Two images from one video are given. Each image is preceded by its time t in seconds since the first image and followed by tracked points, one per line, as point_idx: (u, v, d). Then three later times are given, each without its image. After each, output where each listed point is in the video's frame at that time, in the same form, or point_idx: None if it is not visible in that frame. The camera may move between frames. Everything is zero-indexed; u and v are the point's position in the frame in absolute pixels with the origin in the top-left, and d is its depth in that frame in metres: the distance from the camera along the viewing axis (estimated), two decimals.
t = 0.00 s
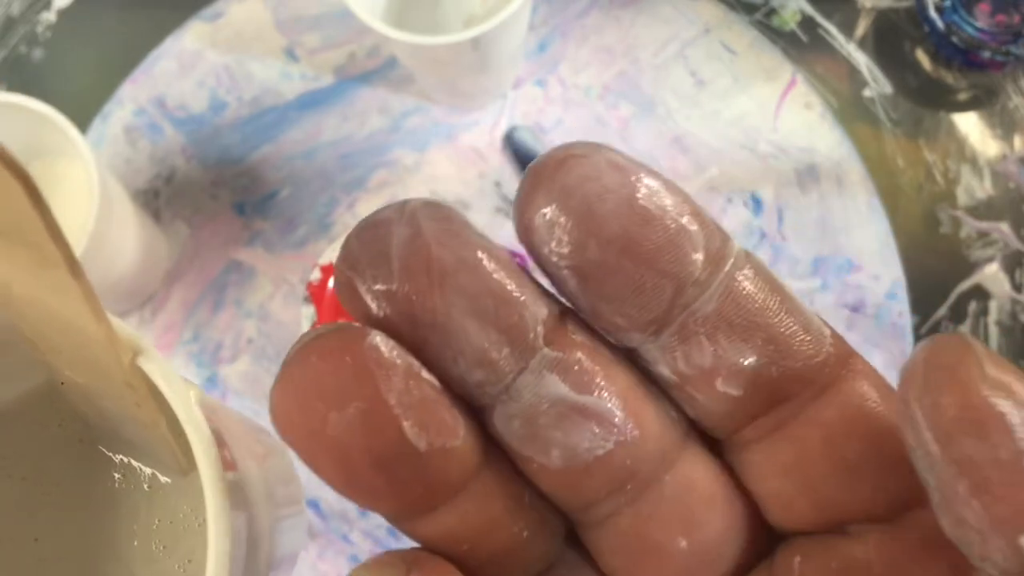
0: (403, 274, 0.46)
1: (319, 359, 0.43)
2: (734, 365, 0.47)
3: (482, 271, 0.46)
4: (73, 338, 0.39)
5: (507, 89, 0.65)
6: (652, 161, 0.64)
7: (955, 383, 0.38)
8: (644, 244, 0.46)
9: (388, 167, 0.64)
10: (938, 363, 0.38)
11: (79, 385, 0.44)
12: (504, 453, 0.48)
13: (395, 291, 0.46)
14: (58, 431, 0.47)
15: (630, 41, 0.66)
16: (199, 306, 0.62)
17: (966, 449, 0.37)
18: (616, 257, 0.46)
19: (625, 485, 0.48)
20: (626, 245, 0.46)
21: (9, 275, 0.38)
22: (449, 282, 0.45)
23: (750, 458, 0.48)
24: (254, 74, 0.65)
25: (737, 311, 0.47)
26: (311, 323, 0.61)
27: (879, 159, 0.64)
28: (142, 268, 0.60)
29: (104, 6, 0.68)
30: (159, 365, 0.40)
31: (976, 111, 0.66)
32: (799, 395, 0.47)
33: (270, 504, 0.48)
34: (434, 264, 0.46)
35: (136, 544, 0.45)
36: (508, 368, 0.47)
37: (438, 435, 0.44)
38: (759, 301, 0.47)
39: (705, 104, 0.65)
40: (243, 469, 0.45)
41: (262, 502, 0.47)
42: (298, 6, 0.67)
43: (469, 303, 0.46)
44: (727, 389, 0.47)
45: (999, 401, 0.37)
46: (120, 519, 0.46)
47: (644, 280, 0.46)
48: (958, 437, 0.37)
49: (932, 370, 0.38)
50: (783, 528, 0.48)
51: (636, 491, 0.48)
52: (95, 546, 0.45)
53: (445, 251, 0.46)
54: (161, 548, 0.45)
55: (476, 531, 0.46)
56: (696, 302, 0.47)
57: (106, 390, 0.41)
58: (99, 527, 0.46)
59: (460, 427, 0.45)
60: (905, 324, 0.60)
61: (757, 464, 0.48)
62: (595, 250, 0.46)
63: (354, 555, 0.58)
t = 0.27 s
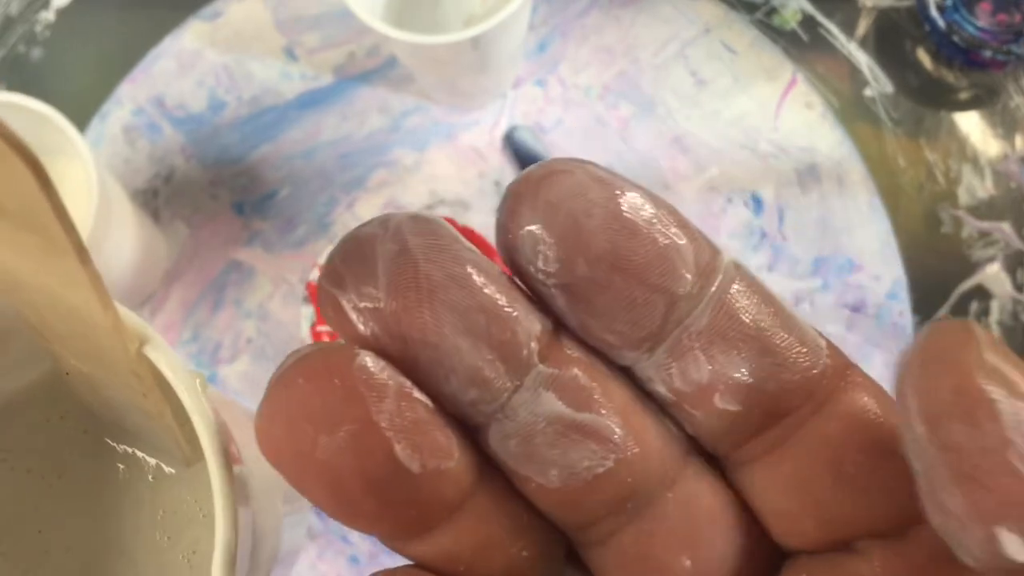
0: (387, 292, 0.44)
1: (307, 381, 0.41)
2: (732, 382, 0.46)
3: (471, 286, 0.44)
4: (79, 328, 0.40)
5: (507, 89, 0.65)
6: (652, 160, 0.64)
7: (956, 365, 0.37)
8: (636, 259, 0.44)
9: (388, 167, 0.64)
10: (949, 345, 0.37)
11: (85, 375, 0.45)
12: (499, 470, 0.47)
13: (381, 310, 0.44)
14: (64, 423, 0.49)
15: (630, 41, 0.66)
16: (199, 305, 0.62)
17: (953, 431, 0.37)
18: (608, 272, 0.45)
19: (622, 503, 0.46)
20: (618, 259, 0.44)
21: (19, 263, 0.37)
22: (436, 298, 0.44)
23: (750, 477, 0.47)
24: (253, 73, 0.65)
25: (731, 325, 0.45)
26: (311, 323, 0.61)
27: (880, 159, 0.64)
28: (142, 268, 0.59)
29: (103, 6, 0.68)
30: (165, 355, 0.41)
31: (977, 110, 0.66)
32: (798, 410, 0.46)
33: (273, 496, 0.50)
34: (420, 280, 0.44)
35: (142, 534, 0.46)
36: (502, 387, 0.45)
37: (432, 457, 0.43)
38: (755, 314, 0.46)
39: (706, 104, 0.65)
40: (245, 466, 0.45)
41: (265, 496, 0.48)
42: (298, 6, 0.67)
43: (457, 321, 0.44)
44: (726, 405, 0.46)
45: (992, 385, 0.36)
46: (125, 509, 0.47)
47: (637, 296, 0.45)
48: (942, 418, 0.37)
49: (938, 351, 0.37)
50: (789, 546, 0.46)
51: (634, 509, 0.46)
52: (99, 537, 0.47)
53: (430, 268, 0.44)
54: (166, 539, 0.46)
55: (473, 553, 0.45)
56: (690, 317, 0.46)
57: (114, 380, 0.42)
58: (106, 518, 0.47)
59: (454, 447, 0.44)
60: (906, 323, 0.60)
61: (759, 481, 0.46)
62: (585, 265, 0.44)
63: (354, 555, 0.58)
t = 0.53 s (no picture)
0: (418, 284, 0.44)
1: (342, 371, 0.42)
2: (759, 382, 0.44)
3: (502, 280, 0.44)
4: (92, 321, 0.39)
5: (507, 89, 0.65)
6: (651, 160, 0.64)
7: (901, 285, 0.36)
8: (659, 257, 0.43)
9: (388, 167, 0.64)
10: (901, 259, 0.36)
11: (96, 367, 0.44)
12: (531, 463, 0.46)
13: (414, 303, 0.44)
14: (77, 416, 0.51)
15: (630, 41, 0.66)
16: (199, 305, 0.62)
17: (883, 343, 0.36)
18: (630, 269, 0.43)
19: (649, 497, 0.46)
20: (641, 258, 0.43)
21: (28, 255, 0.37)
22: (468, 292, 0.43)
23: (774, 474, 0.45)
24: (253, 73, 0.65)
25: (758, 324, 0.44)
26: (311, 323, 0.60)
27: (880, 159, 0.64)
28: (142, 267, 0.59)
29: (103, 5, 0.68)
30: (181, 346, 0.41)
31: (977, 110, 0.66)
32: (820, 408, 0.44)
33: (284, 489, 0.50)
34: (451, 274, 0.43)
35: (153, 526, 0.49)
36: (531, 378, 0.44)
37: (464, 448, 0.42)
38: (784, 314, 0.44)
39: (706, 104, 0.65)
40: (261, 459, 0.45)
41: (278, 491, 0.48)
42: (298, 6, 0.67)
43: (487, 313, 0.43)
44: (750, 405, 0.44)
45: (929, 299, 0.35)
46: (138, 501, 0.49)
47: (663, 295, 0.44)
48: (877, 335, 0.36)
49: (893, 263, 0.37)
50: (811, 543, 0.44)
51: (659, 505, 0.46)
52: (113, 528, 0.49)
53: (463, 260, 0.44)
54: (177, 530, 0.48)
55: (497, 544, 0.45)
56: (715, 316, 0.44)
57: (127, 370, 0.42)
58: (119, 509, 0.49)
59: (484, 438, 0.43)
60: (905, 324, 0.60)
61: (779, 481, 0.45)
62: (611, 263, 0.43)
63: (354, 556, 0.58)
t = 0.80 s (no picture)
0: (411, 284, 0.43)
1: (335, 372, 0.41)
2: (754, 380, 0.44)
3: (496, 281, 0.44)
4: (102, 314, 0.39)
5: (507, 89, 0.65)
6: (651, 160, 0.64)
7: (964, 292, 0.36)
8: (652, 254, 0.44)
9: (388, 167, 0.64)
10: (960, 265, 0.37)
11: (104, 359, 0.44)
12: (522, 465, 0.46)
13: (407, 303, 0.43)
14: (83, 409, 0.51)
15: (630, 41, 0.66)
16: (199, 305, 0.61)
17: (946, 350, 0.36)
18: (623, 266, 0.44)
19: (647, 502, 0.46)
20: (635, 255, 0.43)
21: (36, 248, 0.37)
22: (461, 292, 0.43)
23: (774, 476, 0.45)
24: (253, 73, 0.65)
25: (752, 322, 0.44)
26: (311, 323, 0.61)
27: (880, 159, 0.64)
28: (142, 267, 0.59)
29: (103, 5, 0.68)
30: (190, 336, 0.42)
31: (977, 110, 0.66)
32: (821, 410, 0.44)
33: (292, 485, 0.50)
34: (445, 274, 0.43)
35: (161, 520, 0.49)
36: (526, 379, 0.44)
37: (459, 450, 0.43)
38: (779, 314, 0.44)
39: (706, 104, 0.64)
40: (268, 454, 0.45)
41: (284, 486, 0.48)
42: (298, 6, 0.67)
43: (482, 313, 0.43)
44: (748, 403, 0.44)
45: (993, 304, 0.36)
46: (145, 494, 0.50)
47: (655, 292, 0.44)
48: (939, 343, 0.36)
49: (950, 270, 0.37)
50: (812, 547, 0.45)
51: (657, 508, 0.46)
52: (119, 520, 0.49)
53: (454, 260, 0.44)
54: (183, 523, 0.48)
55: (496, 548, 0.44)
56: (708, 314, 0.45)
57: (135, 362, 0.42)
58: (126, 502, 0.50)
59: (479, 440, 0.44)
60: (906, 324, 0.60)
61: (782, 482, 0.45)
62: (604, 260, 0.43)
63: (354, 556, 0.58)
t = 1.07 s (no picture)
0: (452, 290, 0.43)
1: (374, 377, 0.41)
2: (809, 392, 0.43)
3: (545, 289, 0.43)
4: (104, 314, 0.39)
5: (507, 89, 0.65)
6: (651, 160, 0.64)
7: (905, 288, 0.38)
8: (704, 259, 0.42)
9: (388, 167, 0.64)
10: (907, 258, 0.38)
11: (106, 358, 0.44)
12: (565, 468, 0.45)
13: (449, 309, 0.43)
14: (84, 407, 0.51)
15: (630, 41, 0.66)
16: (198, 305, 0.61)
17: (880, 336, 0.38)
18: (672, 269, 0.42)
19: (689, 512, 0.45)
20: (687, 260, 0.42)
21: (37, 245, 0.37)
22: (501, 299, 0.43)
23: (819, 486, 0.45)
24: (253, 73, 0.65)
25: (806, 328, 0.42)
26: (311, 323, 0.60)
27: (880, 159, 0.64)
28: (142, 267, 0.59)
29: (102, 5, 0.68)
30: (192, 335, 0.42)
31: (977, 110, 0.66)
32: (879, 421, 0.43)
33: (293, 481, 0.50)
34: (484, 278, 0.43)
35: (163, 518, 0.49)
36: (575, 391, 0.43)
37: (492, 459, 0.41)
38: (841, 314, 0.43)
39: (706, 104, 0.64)
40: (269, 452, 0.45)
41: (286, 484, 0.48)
42: (298, 6, 0.67)
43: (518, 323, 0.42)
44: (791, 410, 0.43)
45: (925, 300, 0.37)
46: (146, 491, 0.50)
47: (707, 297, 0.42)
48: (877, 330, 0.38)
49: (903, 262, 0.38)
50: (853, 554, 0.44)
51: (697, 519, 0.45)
52: (122, 518, 0.49)
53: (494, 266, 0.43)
54: (185, 521, 0.48)
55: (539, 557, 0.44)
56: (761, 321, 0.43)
57: (138, 362, 0.42)
58: (128, 500, 0.50)
59: (522, 455, 0.42)
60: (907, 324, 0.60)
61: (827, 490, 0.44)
62: (653, 263, 0.43)
63: (354, 555, 0.58)
